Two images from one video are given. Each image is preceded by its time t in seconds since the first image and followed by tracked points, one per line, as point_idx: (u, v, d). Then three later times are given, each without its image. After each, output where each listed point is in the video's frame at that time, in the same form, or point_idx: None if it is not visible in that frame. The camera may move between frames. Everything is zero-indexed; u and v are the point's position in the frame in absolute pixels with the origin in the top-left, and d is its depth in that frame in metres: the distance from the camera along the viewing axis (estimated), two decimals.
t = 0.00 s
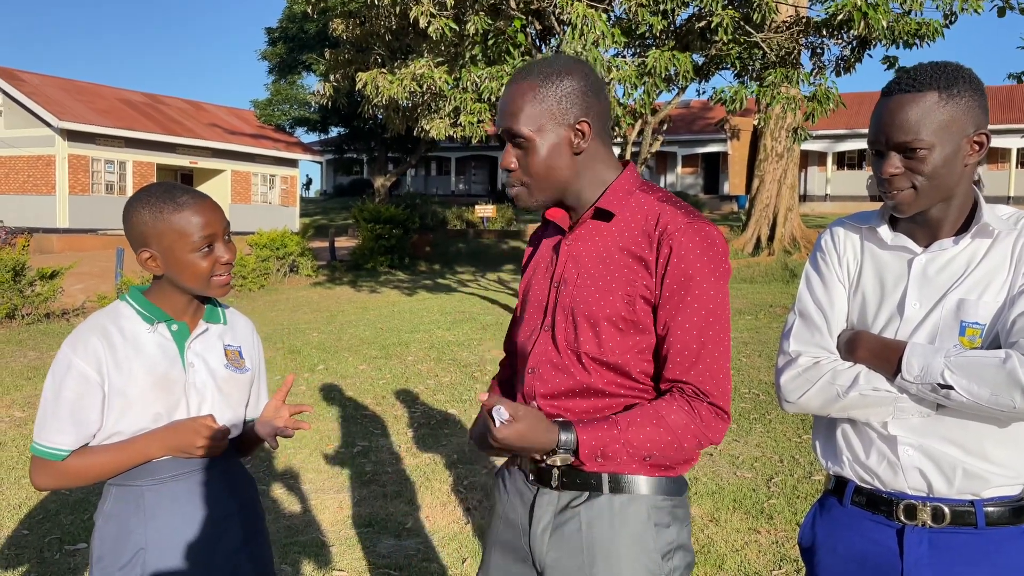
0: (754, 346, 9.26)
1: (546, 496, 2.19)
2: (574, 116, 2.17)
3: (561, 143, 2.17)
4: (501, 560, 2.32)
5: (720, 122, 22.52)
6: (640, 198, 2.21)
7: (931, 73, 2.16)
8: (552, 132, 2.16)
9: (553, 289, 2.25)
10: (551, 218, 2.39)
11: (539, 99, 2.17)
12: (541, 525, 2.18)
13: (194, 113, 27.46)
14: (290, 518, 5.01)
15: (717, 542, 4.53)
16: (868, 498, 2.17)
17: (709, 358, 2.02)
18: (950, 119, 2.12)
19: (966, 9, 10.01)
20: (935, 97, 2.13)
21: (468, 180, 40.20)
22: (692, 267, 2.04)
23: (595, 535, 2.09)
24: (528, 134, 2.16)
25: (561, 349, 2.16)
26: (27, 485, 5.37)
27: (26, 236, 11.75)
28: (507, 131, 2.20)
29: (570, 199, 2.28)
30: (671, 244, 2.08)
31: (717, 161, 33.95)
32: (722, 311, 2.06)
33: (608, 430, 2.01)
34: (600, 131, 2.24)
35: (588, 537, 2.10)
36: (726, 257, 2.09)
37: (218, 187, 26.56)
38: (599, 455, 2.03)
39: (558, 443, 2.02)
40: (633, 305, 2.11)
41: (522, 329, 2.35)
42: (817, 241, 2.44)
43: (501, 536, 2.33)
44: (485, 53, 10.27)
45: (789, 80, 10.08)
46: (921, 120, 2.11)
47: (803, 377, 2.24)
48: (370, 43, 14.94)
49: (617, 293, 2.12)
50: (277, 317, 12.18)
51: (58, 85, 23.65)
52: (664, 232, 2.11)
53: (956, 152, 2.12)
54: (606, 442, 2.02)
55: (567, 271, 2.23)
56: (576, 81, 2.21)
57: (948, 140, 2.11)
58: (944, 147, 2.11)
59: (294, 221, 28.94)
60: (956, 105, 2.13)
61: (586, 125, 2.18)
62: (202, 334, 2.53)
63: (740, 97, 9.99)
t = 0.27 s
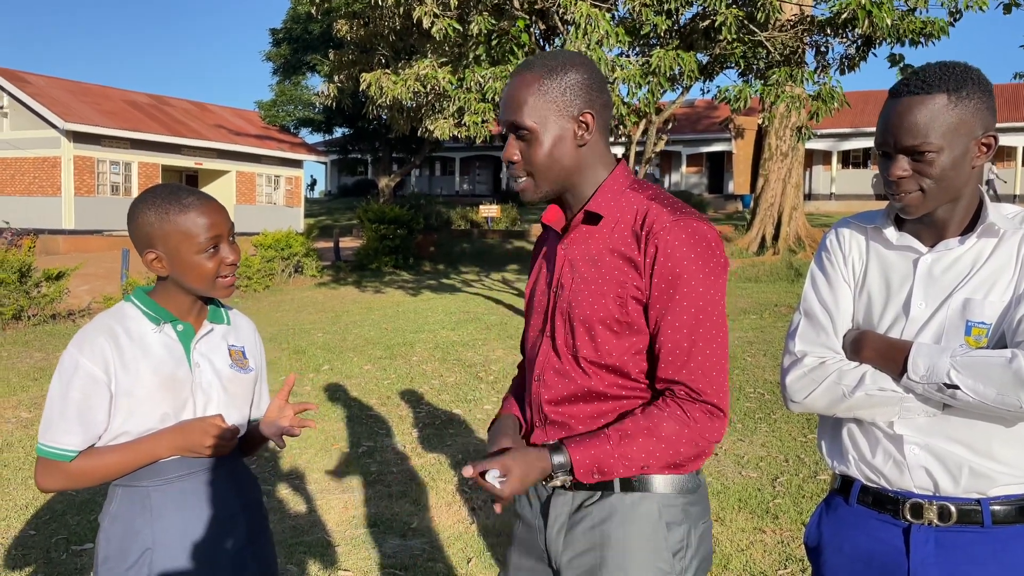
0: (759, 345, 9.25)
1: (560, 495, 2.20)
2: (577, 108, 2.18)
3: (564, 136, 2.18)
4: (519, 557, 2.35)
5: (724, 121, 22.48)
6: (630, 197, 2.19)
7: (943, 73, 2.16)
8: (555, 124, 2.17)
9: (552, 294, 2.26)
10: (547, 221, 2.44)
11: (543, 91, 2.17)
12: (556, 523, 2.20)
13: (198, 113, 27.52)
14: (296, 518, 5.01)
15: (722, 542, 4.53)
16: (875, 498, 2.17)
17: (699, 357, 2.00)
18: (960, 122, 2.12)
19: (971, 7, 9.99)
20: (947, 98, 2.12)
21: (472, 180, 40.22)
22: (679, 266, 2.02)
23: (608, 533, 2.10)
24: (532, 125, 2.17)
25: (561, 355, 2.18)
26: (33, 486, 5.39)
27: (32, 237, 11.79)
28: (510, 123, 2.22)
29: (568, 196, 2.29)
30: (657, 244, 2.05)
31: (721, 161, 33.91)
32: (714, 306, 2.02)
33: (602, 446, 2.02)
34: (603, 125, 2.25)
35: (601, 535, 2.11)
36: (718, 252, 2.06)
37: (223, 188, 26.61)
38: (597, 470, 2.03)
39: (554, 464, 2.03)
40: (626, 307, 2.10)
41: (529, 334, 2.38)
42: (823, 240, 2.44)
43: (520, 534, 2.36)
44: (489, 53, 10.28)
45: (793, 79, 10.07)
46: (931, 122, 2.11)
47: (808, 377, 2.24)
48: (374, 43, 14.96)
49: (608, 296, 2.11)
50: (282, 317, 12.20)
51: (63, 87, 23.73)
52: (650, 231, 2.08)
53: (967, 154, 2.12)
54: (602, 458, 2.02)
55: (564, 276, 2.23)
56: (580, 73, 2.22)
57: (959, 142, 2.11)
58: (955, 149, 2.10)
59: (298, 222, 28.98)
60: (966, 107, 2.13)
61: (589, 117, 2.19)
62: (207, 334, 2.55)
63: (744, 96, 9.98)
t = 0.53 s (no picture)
0: (764, 345, 9.24)
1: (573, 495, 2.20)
2: (578, 96, 2.19)
3: (566, 125, 2.19)
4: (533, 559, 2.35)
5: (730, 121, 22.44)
6: (632, 194, 2.19)
7: (950, 73, 2.15)
8: (557, 111, 2.18)
9: (558, 293, 2.26)
10: (548, 220, 2.44)
11: (548, 82, 2.19)
12: (569, 524, 2.20)
13: (204, 114, 27.58)
14: (302, 518, 5.02)
15: (728, 543, 4.53)
16: (880, 498, 2.17)
17: (700, 353, 2.00)
18: (966, 122, 2.11)
19: (977, 5, 9.96)
20: (953, 98, 2.12)
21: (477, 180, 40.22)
22: (681, 262, 2.02)
23: (622, 532, 2.09)
24: (535, 114, 2.19)
25: (568, 355, 2.18)
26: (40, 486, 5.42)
27: (38, 238, 11.83)
28: (513, 111, 2.23)
29: (570, 190, 2.29)
30: (660, 241, 2.05)
31: (727, 160, 33.86)
32: (713, 302, 2.02)
33: (600, 458, 2.03)
34: (606, 119, 2.25)
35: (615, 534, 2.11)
36: (719, 249, 2.06)
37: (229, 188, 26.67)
38: (598, 483, 2.05)
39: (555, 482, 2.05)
40: (631, 305, 2.10)
41: (535, 335, 2.38)
42: (828, 241, 2.43)
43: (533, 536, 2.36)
44: (494, 53, 10.29)
45: (798, 78, 10.05)
46: (939, 122, 2.10)
47: (814, 377, 2.23)
48: (379, 44, 14.97)
49: (614, 295, 2.11)
50: (287, 317, 12.22)
51: (69, 88, 23.80)
52: (653, 227, 2.08)
53: (974, 154, 2.11)
54: (600, 468, 2.03)
55: (569, 275, 2.23)
56: (587, 66, 2.23)
57: (966, 142, 2.10)
58: (961, 149, 2.10)
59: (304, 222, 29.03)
60: (975, 107, 2.12)
61: (592, 106, 2.20)
62: (211, 335, 2.55)
63: (749, 95, 9.96)
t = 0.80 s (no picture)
0: (770, 344, 9.22)
1: (555, 484, 2.19)
2: (595, 106, 2.17)
3: (581, 133, 2.18)
4: (513, 549, 2.34)
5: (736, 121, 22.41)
6: (651, 198, 2.20)
7: (960, 72, 2.14)
8: (572, 122, 2.16)
9: (563, 284, 2.26)
10: (563, 212, 2.43)
11: (562, 87, 2.17)
12: (550, 514, 2.19)
13: (209, 114, 27.63)
14: (307, 516, 5.03)
15: (733, 542, 4.51)
16: (887, 498, 2.16)
17: (702, 364, 2.00)
18: (977, 122, 2.10)
19: (983, 4, 9.92)
20: (962, 97, 2.11)
21: (482, 179, 40.22)
22: (693, 274, 2.02)
23: (601, 524, 2.10)
24: (548, 123, 2.17)
25: (567, 348, 2.18)
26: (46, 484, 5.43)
27: (45, 238, 11.86)
28: (528, 120, 2.21)
29: (586, 191, 2.29)
30: (675, 250, 2.05)
31: (732, 160, 33.82)
32: (719, 316, 2.02)
33: (588, 447, 2.04)
34: (621, 124, 2.24)
35: (594, 525, 2.11)
36: (730, 263, 2.06)
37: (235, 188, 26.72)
38: (582, 470, 2.06)
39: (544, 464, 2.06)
40: (636, 307, 2.10)
41: (532, 326, 2.38)
42: (834, 239, 2.42)
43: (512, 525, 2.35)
44: (499, 52, 10.29)
45: (804, 77, 10.03)
46: (947, 120, 2.10)
47: (821, 377, 2.22)
48: (384, 43, 14.98)
49: (620, 295, 2.11)
50: (293, 317, 12.23)
51: (76, 87, 23.88)
52: (670, 236, 2.08)
53: (982, 154, 2.10)
54: (588, 458, 2.04)
55: (577, 269, 2.23)
56: (603, 68, 2.23)
57: (974, 141, 2.09)
58: (970, 149, 2.09)
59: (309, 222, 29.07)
60: (983, 106, 2.11)
61: (606, 115, 2.18)
62: (216, 334, 2.56)
63: (754, 94, 9.94)
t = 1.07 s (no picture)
0: (773, 345, 9.22)
1: (543, 480, 2.20)
2: (596, 102, 2.18)
3: (584, 130, 2.18)
4: (505, 543, 2.36)
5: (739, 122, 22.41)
6: (646, 198, 2.19)
7: (966, 72, 2.14)
8: (573, 117, 2.17)
9: (557, 283, 2.26)
10: (561, 210, 2.43)
11: (563, 84, 2.18)
12: (539, 509, 2.21)
13: (213, 113, 27.67)
14: (310, 515, 5.04)
15: (736, 543, 4.51)
16: (892, 499, 2.16)
17: (693, 363, 2.01)
18: (984, 123, 2.10)
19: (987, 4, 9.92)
20: (968, 97, 2.10)
21: (485, 179, 40.23)
22: (684, 272, 2.02)
23: (588, 520, 2.11)
24: (551, 118, 2.17)
25: (560, 345, 2.18)
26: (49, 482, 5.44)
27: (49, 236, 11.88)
28: (530, 116, 2.21)
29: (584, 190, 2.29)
30: (667, 248, 2.05)
31: (735, 160, 33.81)
32: (711, 315, 2.02)
33: (580, 439, 2.04)
34: (623, 121, 2.25)
35: (581, 521, 2.12)
36: (723, 262, 2.06)
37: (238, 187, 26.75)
38: (573, 463, 2.06)
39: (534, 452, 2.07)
40: (628, 305, 2.10)
41: (529, 322, 2.38)
42: (839, 239, 2.42)
43: (505, 520, 2.36)
44: (503, 52, 10.29)
45: (808, 78, 10.03)
46: (952, 120, 2.09)
47: (825, 377, 2.22)
48: (388, 43, 15.00)
49: (612, 293, 2.12)
50: (296, 316, 12.25)
51: (80, 86, 23.92)
52: (662, 234, 2.08)
53: (987, 154, 2.10)
54: (579, 450, 2.05)
55: (571, 266, 2.24)
56: (603, 67, 2.23)
57: (979, 142, 2.09)
58: (975, 149, 2.09)
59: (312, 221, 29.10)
60: (990, 106, 2.11)
61: (608, 112, 2.18)
62: (221, 333, 2.56)
63: (758, 94, 9.94)
